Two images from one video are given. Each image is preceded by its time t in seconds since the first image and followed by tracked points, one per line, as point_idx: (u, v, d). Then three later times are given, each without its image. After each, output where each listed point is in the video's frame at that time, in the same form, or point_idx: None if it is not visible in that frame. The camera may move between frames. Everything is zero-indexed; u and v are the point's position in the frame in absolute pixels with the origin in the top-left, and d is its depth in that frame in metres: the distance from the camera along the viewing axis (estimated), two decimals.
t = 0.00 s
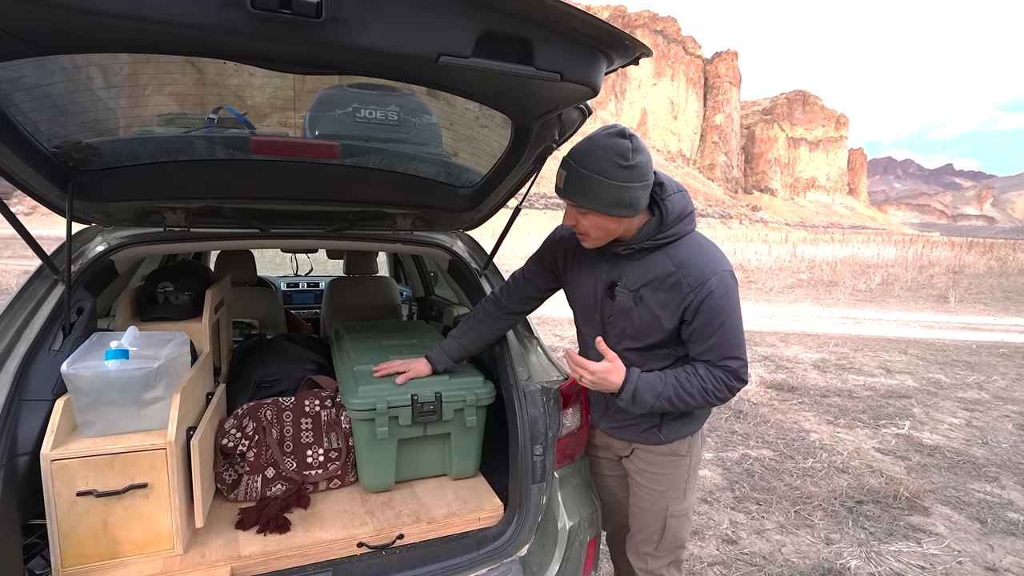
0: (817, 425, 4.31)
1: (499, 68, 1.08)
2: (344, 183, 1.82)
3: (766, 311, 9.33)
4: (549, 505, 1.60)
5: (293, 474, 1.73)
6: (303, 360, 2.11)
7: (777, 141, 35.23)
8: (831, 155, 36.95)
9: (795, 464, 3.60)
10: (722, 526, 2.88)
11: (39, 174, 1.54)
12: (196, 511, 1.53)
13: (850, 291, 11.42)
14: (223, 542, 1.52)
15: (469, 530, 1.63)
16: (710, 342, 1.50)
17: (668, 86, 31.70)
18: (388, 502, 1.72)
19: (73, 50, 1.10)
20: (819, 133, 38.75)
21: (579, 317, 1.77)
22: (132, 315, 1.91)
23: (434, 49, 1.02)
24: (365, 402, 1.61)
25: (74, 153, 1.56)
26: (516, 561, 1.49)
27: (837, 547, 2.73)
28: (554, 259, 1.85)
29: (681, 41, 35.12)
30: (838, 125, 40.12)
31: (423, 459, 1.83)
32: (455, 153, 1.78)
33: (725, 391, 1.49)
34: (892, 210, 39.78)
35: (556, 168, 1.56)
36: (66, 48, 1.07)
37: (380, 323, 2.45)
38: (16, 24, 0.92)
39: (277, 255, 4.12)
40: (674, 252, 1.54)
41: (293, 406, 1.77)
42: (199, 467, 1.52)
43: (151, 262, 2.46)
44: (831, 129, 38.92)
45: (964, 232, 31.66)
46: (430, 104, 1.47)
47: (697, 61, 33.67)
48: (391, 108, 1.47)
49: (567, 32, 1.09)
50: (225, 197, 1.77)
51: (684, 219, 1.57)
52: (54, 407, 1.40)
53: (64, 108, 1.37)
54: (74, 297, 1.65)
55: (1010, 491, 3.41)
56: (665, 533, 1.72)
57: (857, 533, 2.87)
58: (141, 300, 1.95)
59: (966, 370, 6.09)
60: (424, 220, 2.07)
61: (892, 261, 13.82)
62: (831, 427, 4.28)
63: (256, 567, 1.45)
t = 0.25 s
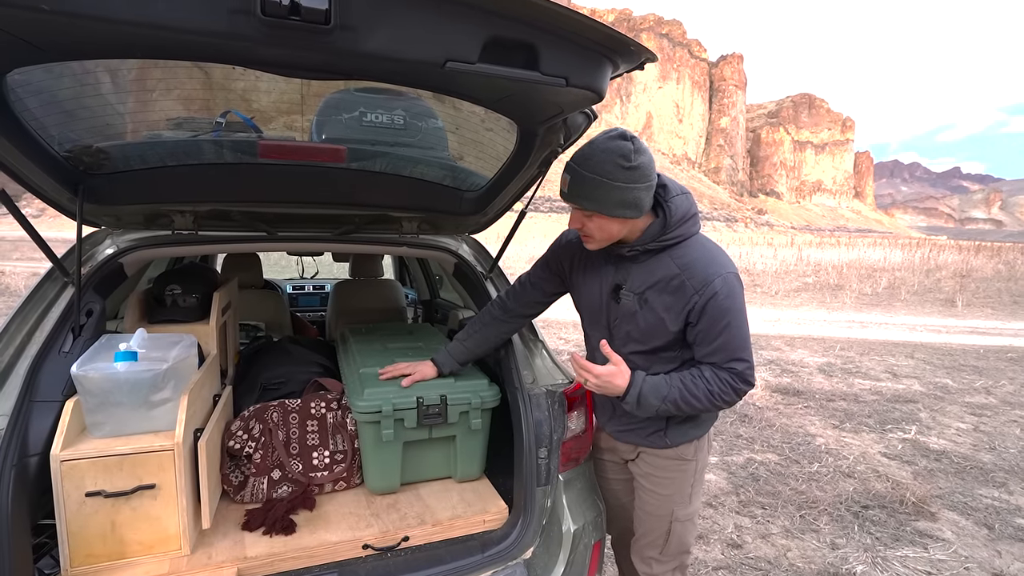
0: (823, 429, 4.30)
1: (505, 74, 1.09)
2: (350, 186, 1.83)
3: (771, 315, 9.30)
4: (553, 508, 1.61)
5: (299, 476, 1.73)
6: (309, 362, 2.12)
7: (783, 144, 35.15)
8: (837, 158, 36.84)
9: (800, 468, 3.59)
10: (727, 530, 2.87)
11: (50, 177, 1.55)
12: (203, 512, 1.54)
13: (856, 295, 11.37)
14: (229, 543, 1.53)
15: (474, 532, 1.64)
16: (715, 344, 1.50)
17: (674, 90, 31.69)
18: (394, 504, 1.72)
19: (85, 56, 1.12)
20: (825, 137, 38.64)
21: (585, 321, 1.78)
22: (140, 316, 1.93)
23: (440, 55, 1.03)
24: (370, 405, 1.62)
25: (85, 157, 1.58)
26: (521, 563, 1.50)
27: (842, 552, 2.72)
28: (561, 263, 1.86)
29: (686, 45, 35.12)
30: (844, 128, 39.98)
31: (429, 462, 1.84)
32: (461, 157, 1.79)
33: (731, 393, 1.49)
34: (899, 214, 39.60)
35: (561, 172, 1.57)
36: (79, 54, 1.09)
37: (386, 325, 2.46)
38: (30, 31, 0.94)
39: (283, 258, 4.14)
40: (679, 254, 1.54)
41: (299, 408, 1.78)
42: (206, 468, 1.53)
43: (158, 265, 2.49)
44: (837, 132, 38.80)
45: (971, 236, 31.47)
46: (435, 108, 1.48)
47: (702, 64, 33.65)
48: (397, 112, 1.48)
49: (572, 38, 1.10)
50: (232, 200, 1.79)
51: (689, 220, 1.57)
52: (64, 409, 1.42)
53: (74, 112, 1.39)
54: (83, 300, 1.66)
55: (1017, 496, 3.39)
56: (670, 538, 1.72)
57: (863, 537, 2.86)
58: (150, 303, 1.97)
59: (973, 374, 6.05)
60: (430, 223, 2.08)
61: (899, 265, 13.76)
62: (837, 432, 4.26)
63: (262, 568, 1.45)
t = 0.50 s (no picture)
0: (824, 430, 4.30)
1: (507, 76, 1.10)
2: (352, 187, 1.84)
3: (772, 316, 9.30)
4: (554, 508, 1.61)
5: (301, 475, 1.74)
6: (311, 362, 2.13)
7: (784, 146, 35.14)
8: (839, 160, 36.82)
9: (801, 469, 3.59)
10: (728, 530, 2.87)
11: (54, 177, 1.56)
12: (206, 511, 1.54)
13: (857, 296, 11.36)
14: (232, 542, 1.54)
15: (476, 532, 1.64)
16: (720, 346, 1.50)
17: (675, 91, 31.70)
18: (396, 504, 1.73)
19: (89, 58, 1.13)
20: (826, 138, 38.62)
21: (590, 321, 1.78)
22: (144, 316, 1.94)
23: (442, 57, 1.03)
24: (373, 404, 1.63)
25: (89, 157, 1.59)
26: (522, 563, 1.51)
27: (843, 552, 2.72)
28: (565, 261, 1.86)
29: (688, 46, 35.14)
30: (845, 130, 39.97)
31: (431, 462, 1.84)
32: (463, 158, 1.80)
33: (735, 396, 1.50)
34: (901, 215, 39.56)
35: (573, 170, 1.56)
36: (83, 55, 1.10)
37: (387, 326, 2.47)
38: (36, 32, 0.95)
39: (285, 259, 4.15)
40: (685, 256, 1.55)
41: (301, 408, 1.79)
42: (209, 467, 1.54)
43: (161, 266, 2.50)
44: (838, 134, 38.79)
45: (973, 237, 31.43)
46: (437, 110, 1.49)
47: (703, 66, 33.66)
48: (399, 113, 1.49)
49: (574, 40, 1.10)
50: (235, 201, 1.80)
51: (697, 222, 1.58)
52: (67, 408, 1.42)
53: (77, 113, 1.40)
54: (87, 300, 1.67)
55: (1018, 497, 3.38)
56: (670, 538, 1.72)
57: (863, 538, 2.86)
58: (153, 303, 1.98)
59: (975, 376, 6.04)
60: (432, 224, 2.08)
61: (901, 266, 13.75)
62: (838, 433, 4.26)
63: (265, 567, 1.46)
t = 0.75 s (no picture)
0: (819, 427, 4.32)
1: (505, 72, 1.10)
2: (349, 184, 1.84)
3: (768, 313, 9.33)
4: (551, 503, 1.62)
5: (298, 471, 1.74)
6: (308, 359, 2.13)
7: (780, 143, 35.20)
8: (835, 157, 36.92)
9: (796, 465, 3.61)
10: (724, 526, 2.89)
11: (49, 173, 1.56)
12: (203, 507, 1.54)
13: (852, 293, 11.41)
14: (229, 538, 1.54)
15: (473, 528, 1.65)
16: (715, 346, 1.51)
17: (672, 88, 31.71)
18: (393, 500, 1.73)
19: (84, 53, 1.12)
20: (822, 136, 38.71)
21: (587, 316, 1.78)
22: (140, 313, 1.93)
23: (439, 53, 1.04)
24: (370, 401, 1.63)
25: (84, 153, 1.58)
26: (518, 558, 1.51)
27: (837, 547, 2.74)
28: (566, 255, 1.86)
29: (685, 43, 35.14)
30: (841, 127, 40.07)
31: (427, 457, 1.84)
32: (460, 155, 1.80)
33: (727, 396, 1.51)
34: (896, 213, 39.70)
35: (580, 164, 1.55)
36: (78, 50, 1.09)
37: (384, 323, 2.47)
38: (31, 26, 0.94)
39: (282, 256, 4.15)
40: (685, 255, 1.55)
41: (298, 404, 1.79)
42: (206, 464, 1.54)
43: (157, 262, 2.49)
44: (834, 131, 38.88)
45: (968, 235, 31.57)
46: (434, 106, 1.49)
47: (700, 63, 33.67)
48: (396, 110, 1.49)
49: (571, 37, 1.11)
50: (231, 197, 1.80)
51: (698, 222, 1.58)
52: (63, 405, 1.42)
53: (71, 108, 1.39)
54: (83, 296, 1.67)
55: (1010, 492, 3.41)
56: (663, 533, 1.73)
57: (857, 533, 2.88)
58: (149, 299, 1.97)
59: (969, 373, 6.08)
60: (429, 221, 2.08)
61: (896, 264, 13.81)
62: (832, 429, 4.29)
63: (262, 563, 1.46)
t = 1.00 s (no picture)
0: (814, 425, 4.34)
1: (500, 71, 1.10)
2: (344, 182, 1.83)
3: (763, 313, 9.36)
4: (546, 502, 1.62)
5: (293, 471, 1.74)
6: (303, 358, 2.12)
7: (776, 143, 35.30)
8: (830, 157, 37.05)
9: (791, 464, 3.63)
10: (719, 524, 2.90)
11: (42, 171, 1.54)
12: (197, 507, 1.54)
13: (847, 293, 11.46)
14: (223, 537, 1.53)
15: (468, 527, 1.65)
16: (709, 349, 1.51)
17: (668, 88, 31.75)
18: (388, 499, 1.73)
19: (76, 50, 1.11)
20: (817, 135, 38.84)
21: (582, 313, 1.78)
22: (134, 311, 1.92)
23: (434, 51, 1.03)
24: (365, 400, 1.63)
25: (77, 150, 1.57)
26: (514, 557, 1.52)
27: (831, 545, 2.75)
28: (563, 249, 1.86)
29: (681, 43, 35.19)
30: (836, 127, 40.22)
31: (423, 456, 1.84)
32: (456, 154, 1.80)
33: (721, 399, 1.51)
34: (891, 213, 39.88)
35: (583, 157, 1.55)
36: (70, 46, 1.08)
37: (379, 321, 2.47)
38: (21, 22, 0.93)
39: (277, 255, 4.14)
40: (682, 256, 1.55)
41: (293, 403, 1.78)
42: (200, 463, 1.54)
43: (151, 261, 2.48)
44: (829, 131, 39.02)
45: (961, 235, 31.73)
46: (430, 105, 1.48)
47: (696, 63, 33.72)
48: (391, 108, 1.49)
49: (567, 36, 1.10)
50: (226, 196, 1.79)
51: (699, 222, 1.57)
52: (55, 404, 1.41)
53: (64, 106, 1.38)
54: (76, 294, 1.66)
55: (1002, 490, 3.43)
56: (655, 532, 1.73)
57: (852, 531, 2.89)
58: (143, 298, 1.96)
59: (962, 371, 6.11)
60: (425, 220, 2.08)
61: (891, 263, 13.86)
62: (827, 428, 4.30)
63: (256, 562, 1.46)
